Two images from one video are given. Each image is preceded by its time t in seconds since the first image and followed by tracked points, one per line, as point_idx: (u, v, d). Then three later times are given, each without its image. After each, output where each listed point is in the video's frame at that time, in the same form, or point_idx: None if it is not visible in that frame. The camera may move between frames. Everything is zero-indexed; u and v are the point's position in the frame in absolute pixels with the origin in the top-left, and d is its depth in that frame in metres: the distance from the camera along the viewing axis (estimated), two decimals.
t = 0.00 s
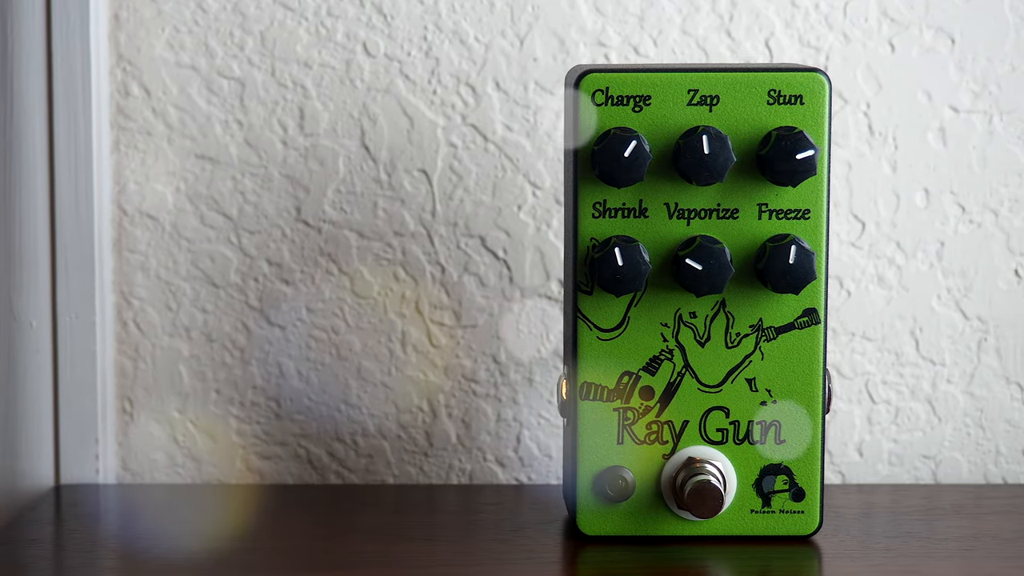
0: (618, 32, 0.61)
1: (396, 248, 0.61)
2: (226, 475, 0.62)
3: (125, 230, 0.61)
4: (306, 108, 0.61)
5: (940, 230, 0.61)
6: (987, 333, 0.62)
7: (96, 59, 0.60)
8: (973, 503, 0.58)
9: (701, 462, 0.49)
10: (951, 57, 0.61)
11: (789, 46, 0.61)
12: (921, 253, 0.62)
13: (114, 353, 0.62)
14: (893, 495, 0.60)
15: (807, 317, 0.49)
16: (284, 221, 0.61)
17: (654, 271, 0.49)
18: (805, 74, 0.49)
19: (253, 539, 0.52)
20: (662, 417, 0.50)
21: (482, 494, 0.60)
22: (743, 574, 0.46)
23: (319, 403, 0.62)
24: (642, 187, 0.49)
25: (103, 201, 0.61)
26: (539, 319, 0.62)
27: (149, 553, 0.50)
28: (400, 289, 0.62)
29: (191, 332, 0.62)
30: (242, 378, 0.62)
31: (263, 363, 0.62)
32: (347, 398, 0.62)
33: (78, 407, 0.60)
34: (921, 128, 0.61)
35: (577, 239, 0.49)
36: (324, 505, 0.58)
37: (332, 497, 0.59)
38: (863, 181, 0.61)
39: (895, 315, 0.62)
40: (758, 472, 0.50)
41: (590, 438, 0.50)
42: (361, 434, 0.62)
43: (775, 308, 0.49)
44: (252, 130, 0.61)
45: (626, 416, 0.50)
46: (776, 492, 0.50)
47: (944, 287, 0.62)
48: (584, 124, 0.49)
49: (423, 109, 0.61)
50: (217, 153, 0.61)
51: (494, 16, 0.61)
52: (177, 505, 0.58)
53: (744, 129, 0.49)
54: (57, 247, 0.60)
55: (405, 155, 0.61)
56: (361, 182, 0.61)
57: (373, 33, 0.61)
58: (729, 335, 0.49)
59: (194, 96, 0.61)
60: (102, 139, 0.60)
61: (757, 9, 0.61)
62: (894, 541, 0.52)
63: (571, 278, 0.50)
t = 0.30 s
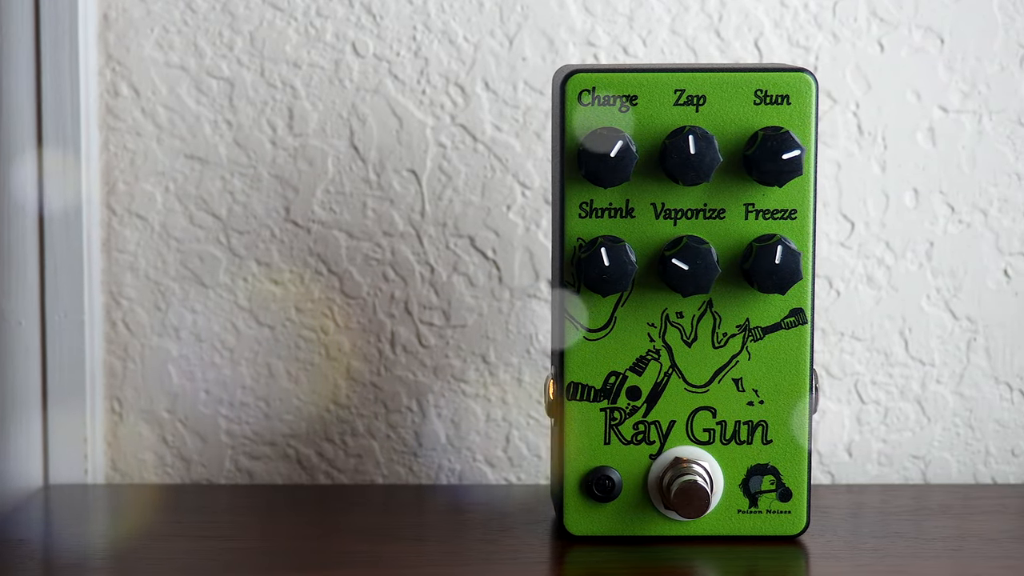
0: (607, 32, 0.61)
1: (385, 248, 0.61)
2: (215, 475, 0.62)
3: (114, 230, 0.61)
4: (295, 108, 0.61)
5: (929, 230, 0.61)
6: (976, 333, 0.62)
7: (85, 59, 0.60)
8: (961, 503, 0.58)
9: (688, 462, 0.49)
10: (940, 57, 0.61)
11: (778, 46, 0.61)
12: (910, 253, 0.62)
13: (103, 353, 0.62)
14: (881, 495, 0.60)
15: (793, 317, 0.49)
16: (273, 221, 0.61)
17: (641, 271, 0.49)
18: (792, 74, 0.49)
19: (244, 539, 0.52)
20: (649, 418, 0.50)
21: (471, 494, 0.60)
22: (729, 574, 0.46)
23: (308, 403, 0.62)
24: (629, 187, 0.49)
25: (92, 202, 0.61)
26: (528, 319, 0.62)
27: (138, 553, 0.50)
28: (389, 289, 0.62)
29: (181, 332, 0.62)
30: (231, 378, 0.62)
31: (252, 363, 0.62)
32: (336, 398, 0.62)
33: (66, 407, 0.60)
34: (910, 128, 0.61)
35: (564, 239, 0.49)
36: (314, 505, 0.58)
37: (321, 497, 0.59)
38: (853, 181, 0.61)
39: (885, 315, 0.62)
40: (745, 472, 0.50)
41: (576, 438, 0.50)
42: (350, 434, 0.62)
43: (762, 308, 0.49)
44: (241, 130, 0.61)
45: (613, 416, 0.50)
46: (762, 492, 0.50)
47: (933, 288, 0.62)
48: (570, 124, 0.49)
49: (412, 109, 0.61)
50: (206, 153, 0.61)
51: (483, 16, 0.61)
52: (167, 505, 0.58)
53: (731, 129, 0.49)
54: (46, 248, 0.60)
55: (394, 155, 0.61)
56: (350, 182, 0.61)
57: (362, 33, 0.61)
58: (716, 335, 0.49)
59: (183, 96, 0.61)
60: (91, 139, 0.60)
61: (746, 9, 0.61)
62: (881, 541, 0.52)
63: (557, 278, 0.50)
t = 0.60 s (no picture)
0: (596, 32, 0.61)
1: (374, 248, 0.61)
2: (204, 475, 0.62)
3: (103, 230, 0.61)
4: (285, 108, 0.61)
5: (918, 230, 0.61)
6: (965, 333, 0.62)
7: (73, 60, 0.60)
8: (950, 503, 0.58)
9: (674, 462, 0.49)
10: (929, 57, 0.61)
11: (767, 46, 0.61)
12: (899, 253, 0.62)
13: (92, 353, 0.62)
14: (870, 495, 0.60)
15: (780, 317, 0.49)
16: (262, 221, 0.61)
17: (628, 271, 0.49)
18: (778, 74, 0.49)
19: (233, 539, 0.52)
20: (636, 417, 0.50)
21: (460, 494, 0.60)
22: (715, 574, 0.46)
23: (297, 404, 0.62)
24: (616, 187, 0.49)
25: (81, 202, 0.61)
26: (517, 319, 0.62)
27: (126, 553, 0.50)
28: (379, 289, 0.62)
29: (170, 332, 0.62)
30: (221, 378, 0.62)
31: (241, 364, 0.62)
32: (326, 398, 0.62)
33: (55, 407, 0.60)
34: (899, 128, 0.61)
35: (550, 240, 0.49)
36: (304, 505, 0.58)
37: (310, 497, 0.59)
38: (842, 181, 0.61)
39: (874, 315, 0.62)
40: (732, 472, 0.50)
41: (563, 438, 0.50)
42: (339, 434, 0.62)
43: (748, 308, 0.49)
44: (230, 130, 0.61)
45: (599, 416, 0.50)
46: (749, 492, 0.50)
47: (922, 287, 0.62)
48: (557, 124, 0.49)
49: (401, 109, 0.61)
50: (195, 153, 0.61)
51: (472, 15, 0.61)
52: (156, 505, 0.58)
53: (717, 129, 0.49)
54: (34, 248, 0.60)
55: (383, 155, 0.61)
56: (339, 182, 0.61)
57: (351, 33, 0.61)
58: (703, 335, 0.49)
59: (172, 96, 0.61)
60: (80, 139, 0.60)
61: (735, 9, 0.61)
62: (868, 540, 0.52)
63: (544, 278, 0.50)
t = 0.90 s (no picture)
0: (586, 32, 0.61)
1: (364, 248, 0.61)
2: (194, 475, 0.62)
3: (93, 230, 0.61)
4: (274, 108, 0.61)
5: (908, 230, 0.61)
6: (955, 333, 0.62)
7: (63, 60, 0.60)
8: (939, 503, 0.58)
9: (662, 462, 0.49)
10: (918, 57, 0.61)
11: (756, 46, 0.61)
12: (889, 253, 0.61)
13: (82, 354, 0.62)
14: (860, 495, 0.60)
15: (767, 317, 0.49)
16: (252, 221, 0.61)
17: (615, 271, 0.49)
18: (765, 74, 0.49)
19: (223, 539, 0.52)
20: (623, 418, 0.50)
21: (450, 494, 0.60)
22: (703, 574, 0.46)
23: (287, 403, 0.62)
24: (603, 187, 0.49)
25: (70, 202, 0.60)
26: (507, 320, 0.62)
27: (115, 553, 0.50)
28: (369, 289, 0.62)
29: (160, 332, 0.62)
30: (211, 378, 0.62)
31: (231, 364, 0.62)
32: (316, 398, 0.62)
33: (45, 408, 0.60)
34: (889, 128, 0.61)
35: (538, 240, 0.49)
36: (294, 505, 0.58)
37: (299, 497, 0.59)
38: (832, 182, 0.61)
39: (864, 315, 0.62)
40: (720, 472, 0.50)
41: (551, 438, 0.50)
42: (329, 434, 0.62)
43: (736, 308, 0.49)
44: (220, 130, 0.61)
45: (587, 416, 0.50)
46: (737, 492, 0.50)
47: (912, 288, 0.62)
48: (544, 124, 0.49)
49: (391, 109, 0.61)
50: (185, 153, 0.61)
51: (461, 16, 0.61)
52: (146, 505, 0.58)
53: (705, 129, 0.49)
54: (24, 248, 0.60)
55: (373, 155, 0.61)
56: (329, 182, 0.61)
57: (341, 33, 0.61)
58: (691, 335, 0.49)
59: (162, 96, 0.61)
60: (70, 139, 0.60)
61: (725, 9, 0.61)
62: (856, 540, 0.52)
63: (532, 278, 0.50)
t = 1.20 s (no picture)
0: (577, 32, 0.61)
1: (354, 248, 0.61)
2: (185, 475, 0.62)
3: (83, 230, 0.61)
4: (265, 108, 0.61)
5: (899, 230, 0.61)
6: (946, 333, 0.62)
7: (53, 60, 0.60)
8: (929, 503, 0.58)
9: (651, 462, 0.49)
10: (909, 57, 0.61)
11: (747, 46, 0.61)
12: (880, 253, 0.61)
13: (73, 354, 0.62)
14: (850, 495, 0.60)
15: (755, 317, 0.49)
16: (242, 222, 0.61)
17: (603, 271, 0.49)
18: (753, 74, 0.49)
19: (213, 540, 0.52)
20: (612, 418, 0.50)
21: (440, 494, 0.60)
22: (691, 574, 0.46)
23: (278, 404, 0.62)
24: (591, 187, 0.49)
25: (60, 202, 0.60)
26: (497, 320, 0.62)
27: (104, 553, 0.50)
28: (359, 289, 0.62)
29: (150, 332, 0.62)
30: (201, 378, 0.62)
31: (222, 364, 0.62)
32: (306, 398, 0.62)
33: (35, 408, 0.60)
34: (879, 128, 0.61)
35: (526, 240, 0.49)
36: (284, 504, 0.58)
37: (289, 497, 0.59)
38: (822, 182, 0.61)
39: (854, 315, 0.62)
40: (708, 472, 0.50)
41: (540, 438, 0.50)
42: (320, 434, 0.62)
43: (724, 308, 0.49)
44: (210, 130, 0.61)
45: (575, 416, 0.50)
46: (726, 492, 0.50)
47: (903, 288, 0.62)
48: (532, 124, 0.49)
49: (381, 109, 0.61)
50: (176, 153, 0.61)
51: (452, 15, 0.61)
52: (135, 505, 0.58)
53: (693, 129, 0.49)
54: (14, 248, 0.60)
55: (363, 155, 0.61)
56: (320, 183, 0.61)
57: (332, 33, 0.61)
58: (679, 335, 0.49)
59: (152, 96, 0.61)
60: (60, 139, 0.60)
61: (715, 10, 0.61)
62: (844, 540, 0.52)
63: (521, 278, 0.50)
